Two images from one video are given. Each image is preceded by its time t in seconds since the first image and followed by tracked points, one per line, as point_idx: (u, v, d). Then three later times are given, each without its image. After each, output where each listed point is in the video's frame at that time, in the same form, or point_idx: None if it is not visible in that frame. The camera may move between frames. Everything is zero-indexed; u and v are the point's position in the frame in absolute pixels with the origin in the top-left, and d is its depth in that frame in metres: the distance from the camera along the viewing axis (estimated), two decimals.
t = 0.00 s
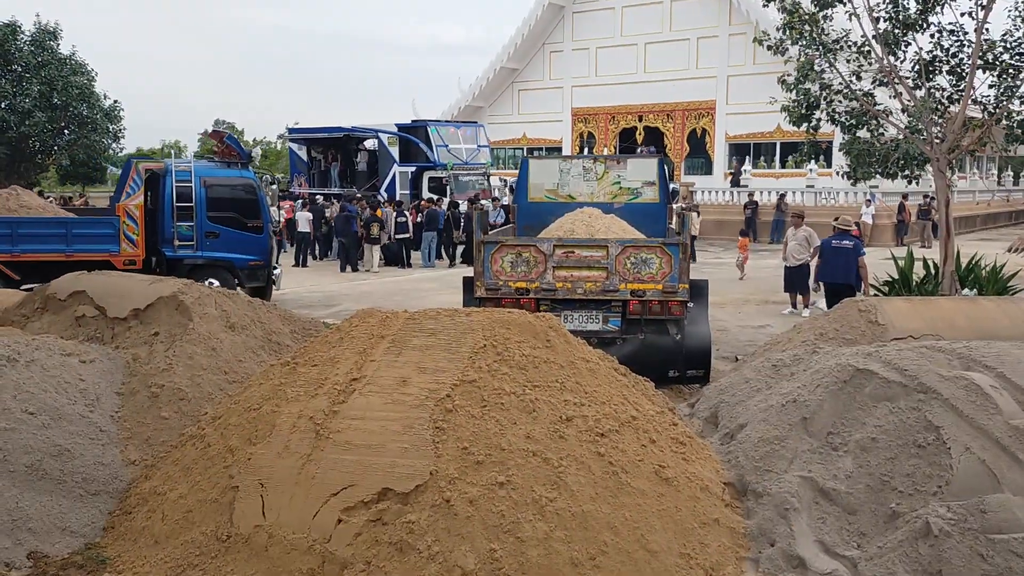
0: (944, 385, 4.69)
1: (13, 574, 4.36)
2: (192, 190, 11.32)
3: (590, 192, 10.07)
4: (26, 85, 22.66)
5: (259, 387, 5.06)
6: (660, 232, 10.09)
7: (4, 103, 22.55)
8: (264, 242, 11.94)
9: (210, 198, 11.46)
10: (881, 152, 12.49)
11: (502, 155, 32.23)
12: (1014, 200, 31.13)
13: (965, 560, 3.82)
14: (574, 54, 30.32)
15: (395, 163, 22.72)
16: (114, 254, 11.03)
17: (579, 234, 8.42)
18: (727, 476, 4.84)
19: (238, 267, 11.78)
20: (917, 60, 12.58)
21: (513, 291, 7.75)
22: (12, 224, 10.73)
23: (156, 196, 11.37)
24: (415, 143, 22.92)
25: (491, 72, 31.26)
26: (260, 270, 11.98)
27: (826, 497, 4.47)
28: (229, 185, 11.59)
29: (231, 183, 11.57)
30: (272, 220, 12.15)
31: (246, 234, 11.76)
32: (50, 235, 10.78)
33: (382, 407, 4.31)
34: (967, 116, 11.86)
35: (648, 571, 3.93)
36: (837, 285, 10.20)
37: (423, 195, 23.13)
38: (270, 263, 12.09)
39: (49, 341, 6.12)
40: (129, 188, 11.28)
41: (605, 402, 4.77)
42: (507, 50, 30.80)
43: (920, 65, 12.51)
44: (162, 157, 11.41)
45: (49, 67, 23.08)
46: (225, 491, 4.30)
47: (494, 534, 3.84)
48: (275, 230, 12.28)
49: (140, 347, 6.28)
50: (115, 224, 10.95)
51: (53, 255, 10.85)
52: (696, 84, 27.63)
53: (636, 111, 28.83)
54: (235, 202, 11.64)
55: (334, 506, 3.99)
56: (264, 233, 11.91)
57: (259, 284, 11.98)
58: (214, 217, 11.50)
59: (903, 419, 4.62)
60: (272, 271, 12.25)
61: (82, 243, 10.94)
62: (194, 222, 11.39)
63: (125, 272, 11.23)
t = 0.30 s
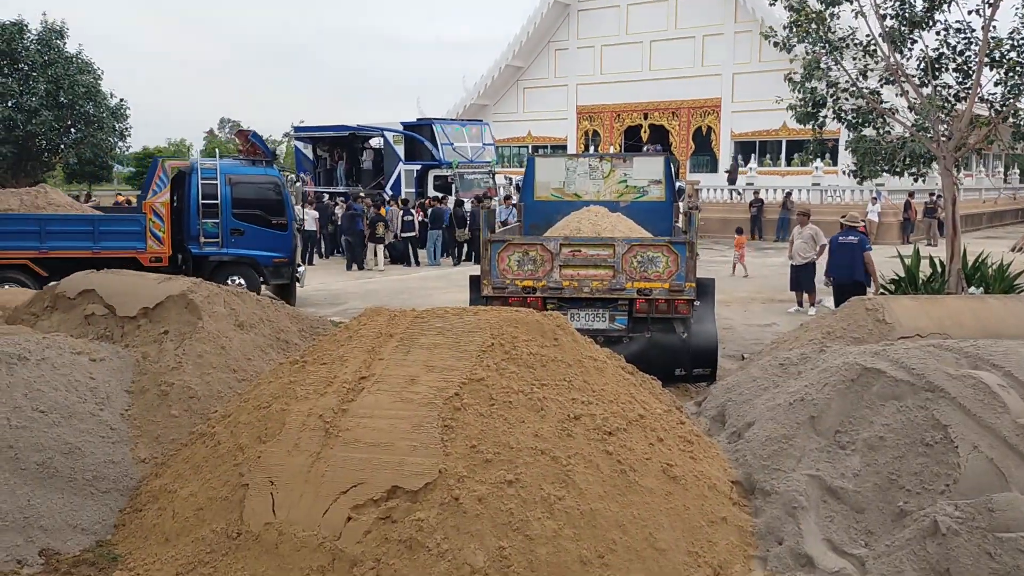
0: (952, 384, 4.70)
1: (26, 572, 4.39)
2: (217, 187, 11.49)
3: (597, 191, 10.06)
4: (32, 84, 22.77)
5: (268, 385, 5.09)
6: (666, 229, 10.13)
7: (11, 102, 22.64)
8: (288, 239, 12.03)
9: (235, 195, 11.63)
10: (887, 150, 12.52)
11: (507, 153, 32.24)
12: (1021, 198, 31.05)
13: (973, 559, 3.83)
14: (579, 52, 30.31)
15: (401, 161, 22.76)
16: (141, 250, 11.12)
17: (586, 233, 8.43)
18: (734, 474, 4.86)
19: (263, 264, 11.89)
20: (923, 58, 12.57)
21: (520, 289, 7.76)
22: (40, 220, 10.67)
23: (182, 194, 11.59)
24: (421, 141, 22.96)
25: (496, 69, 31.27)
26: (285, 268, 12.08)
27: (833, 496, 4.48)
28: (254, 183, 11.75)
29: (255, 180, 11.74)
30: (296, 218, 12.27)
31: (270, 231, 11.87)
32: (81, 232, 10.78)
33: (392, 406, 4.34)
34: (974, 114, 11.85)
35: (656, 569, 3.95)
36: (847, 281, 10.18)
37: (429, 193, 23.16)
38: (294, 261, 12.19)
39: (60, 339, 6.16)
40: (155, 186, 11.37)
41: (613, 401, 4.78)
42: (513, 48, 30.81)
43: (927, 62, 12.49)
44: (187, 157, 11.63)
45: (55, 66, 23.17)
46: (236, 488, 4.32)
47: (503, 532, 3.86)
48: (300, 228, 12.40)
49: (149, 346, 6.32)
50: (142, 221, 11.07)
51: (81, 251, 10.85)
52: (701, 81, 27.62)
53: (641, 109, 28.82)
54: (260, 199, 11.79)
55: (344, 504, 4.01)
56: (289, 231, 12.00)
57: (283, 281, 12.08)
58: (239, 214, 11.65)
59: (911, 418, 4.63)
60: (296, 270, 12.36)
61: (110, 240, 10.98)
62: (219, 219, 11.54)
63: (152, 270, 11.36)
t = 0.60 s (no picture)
0: (961, 386, 4.72)
1: (41, 573, 4.43)
2: (244, 190, 11.69)
3: (604, 193, 10.10)
4: (41, 87, 22.89)
5: (280, 388, 5.12)
6: (674, 231, 10.13)
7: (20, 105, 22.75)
8: (313, 241, 12.19)
9: (261, 198, 11.81)
10: (895, 151, 12.53)
11: (514, 154, 32.27)
12: None
13: (983, 561, 3.85)
14: (585, 53, 30.33)
15: (408, 163, 22.77)
16: (169, 252, 11.33)
17: (594, 236, 8.46)
18: (744, 477, 4.88)
19: (289, 265, 12.10)
20: (930, 59, 12.57)
21: (529, 292, 7.80)
22: (70, 223, 10.93)
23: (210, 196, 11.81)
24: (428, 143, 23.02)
25: (503, 71, 31.32)
26: (310, 269, 12.28)
27: (844, 499, 4.49)
28: (280, 185, 11.94)
29: (281, 183, 11.91)
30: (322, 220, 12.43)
31: (296, 232, 12.04)
32: (109, 234, 11.03)
33: (403, 408, 4.37)
34: (982, 115, 11.85)
35: (667, 571, 3.97)
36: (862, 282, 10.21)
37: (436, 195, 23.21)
38: (319, 262, 12.38)
39: (73, 342, 6.21)
40: (183, 188, 11.65)
41: (623, 403, 4.80)
42: (519, 50, 30.87)
43: (934, 63, 12.50)
44: (214, 159, 11.86)
45: (63, 69, 23.27)
46: (249, 491, 4.35)
47: (514, 534, 3.89)
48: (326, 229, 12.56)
49: (161, 349, 6.36)
50: (170, 224, 11.27)
51: (109, 254, 11.11)
52: (708, 82, 27.61)
53: (648, 110, 28.83)
54: (286, 202, 11.97)
55: (356, 506, 4.04)
56: (314, 233, 12.15)
57: (308, 282, 12.29)
58: (265, 217, 11.84)
59: (920, 421, 4.64)
60: (321, 270, 12.56)
61: (137, 242, 11.22)
62: (246, 221, 11.75)
63: (179, 271, 11.56)
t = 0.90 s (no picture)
0: (970, 390, 4.72)
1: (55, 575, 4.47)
2: (269, 194, 12.03)
3: (611, 197, 10.11)
4: (50, 92, 23.04)
5: (290, 392, 5.15)
6: (681, 235, 10.14)
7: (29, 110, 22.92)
8: (337, 244, 12.48)
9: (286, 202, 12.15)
10: (902, 155, 12.53)
11: (520, 158, 32.33)
12: None
13: (992, 564, 3.85)
14: (591, 57, 30.36)
15: (414, 167, 22.92)
16: (195, 256, 11.77)
17: (601, 240, 8.48)
18: (753, 480, 4.89)
19: (313, 269, 12.41)
20: (937, 62, 12.57)
21: (536, 296, 7.81)
22: (98, 228, 11.33)
23: (236, 200, 12.17)
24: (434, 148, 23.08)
25: (509, 76, 31.40)
26: (334, 272, 12.56)
27: (852, 502, 4.50)
28: (305, 189, 12.26)
29: (306, 187, 12.24)
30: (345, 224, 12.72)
31: (320, 236, 12.36)
32: (137, 239, 11.48)
33: (413, 411, 4.39)
34: (988, 118, 11.84)
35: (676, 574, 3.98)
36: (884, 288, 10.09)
37: (442, 199, 23.23)
38: (342, 266, 12.65)
39: (84, 346, 6.26)
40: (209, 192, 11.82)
41: (631, 407, 4.82)
42: (525, 55, 30.95)
43: (940, 67, 12.49)
44: (240, 164, 12.18)
45: (72, 75, 23.42)
46: (260, 494, 4.38)
47: (524, 537, 3.90)
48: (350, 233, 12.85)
49: (172, 353, 6.40)
50: (197, 228, 11.69)
51: (137, 257, 11.52)
52: (714, 86, 27.60)
53: (654, 114, 28.81)
54: (310, 206, 12.30)
55: (366, 509, 4.06)
56: (338, 236, 12.45)
57: (333, 285, 12.57)
58: (290, 221, 12.15)
59: (929, 425, 4.65)
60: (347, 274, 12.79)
61: (164, 247, 11.67)
62: (271, 225, 12.09)
63: (205, 275, 11.94)
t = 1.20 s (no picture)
0: (974, 392, 4.71)
1: None
2: (290, 198, 12.30)
3: (614, 200, 10.13)
4: (54, 97, 23.12)
5: (294, 395, 5.15)
6: (685, 238, 10.13)
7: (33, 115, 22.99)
8: (357, 248, 12.73)
9: (306, 205, 12.41)
10: (905, 158, 12.53)
11: (522, 161, 32.34)
12: None
13: (997, 566, 3.85)
14: (593, 60, 30.38)
15: (417, 170, 22.98)
16: (217, 260, 11.84)
17: (605, 242, 8.48)
18: (757, 483, 4.88)
19: (334, 272, 12.67)
20: (939, 65, 12.58)
21: (540, 299, 7.81)
22: (121, 232, 11.40)
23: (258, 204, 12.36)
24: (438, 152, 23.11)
25: (511, 79, 31.43)
26: (355, 276, 12.81)
27: (857, 505, 4.48)
28: (325, 193, 12.52)
29: (326, 190, 12.49)
30: (365, 228, 12.97)
31: (340, 240, 12.62)
32: (159, 242, 11.51)
33: (416, 414, 4.39)
34: (991, 120, 11.84)
35: None
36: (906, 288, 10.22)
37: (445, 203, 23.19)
38: (363, 269, 12.89)
39: (88, 350, 6.26)
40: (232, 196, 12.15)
41: (635, 409, 4.81)
42: (527, 58, 30.99)
43: (943, 69, 12.49)
44: (262, 168, 12.43)
45: (75, 79, 23.48)
46: (264, 497, 4.38)
47: (528, 540, 3.90)
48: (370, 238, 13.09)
49: (176, 356, 6.41)
50: (219, 231, 11.79)
51: (159, 261, 11.59)
52: (716, 89, 27.61)
53: (656, 117, 28.80)
54: (330, 209, 12.56)
55: (370, 513, 4.06)
56: (358, 240, 12.71)
57: (353, 289, 12.82)
58: (311, 225, 12.42)
59: (933, 427, 4.64)
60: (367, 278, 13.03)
61: (187, 250, 11.71)
62: (292, 229, 12.34)
63: (226, 279, 12.14)
